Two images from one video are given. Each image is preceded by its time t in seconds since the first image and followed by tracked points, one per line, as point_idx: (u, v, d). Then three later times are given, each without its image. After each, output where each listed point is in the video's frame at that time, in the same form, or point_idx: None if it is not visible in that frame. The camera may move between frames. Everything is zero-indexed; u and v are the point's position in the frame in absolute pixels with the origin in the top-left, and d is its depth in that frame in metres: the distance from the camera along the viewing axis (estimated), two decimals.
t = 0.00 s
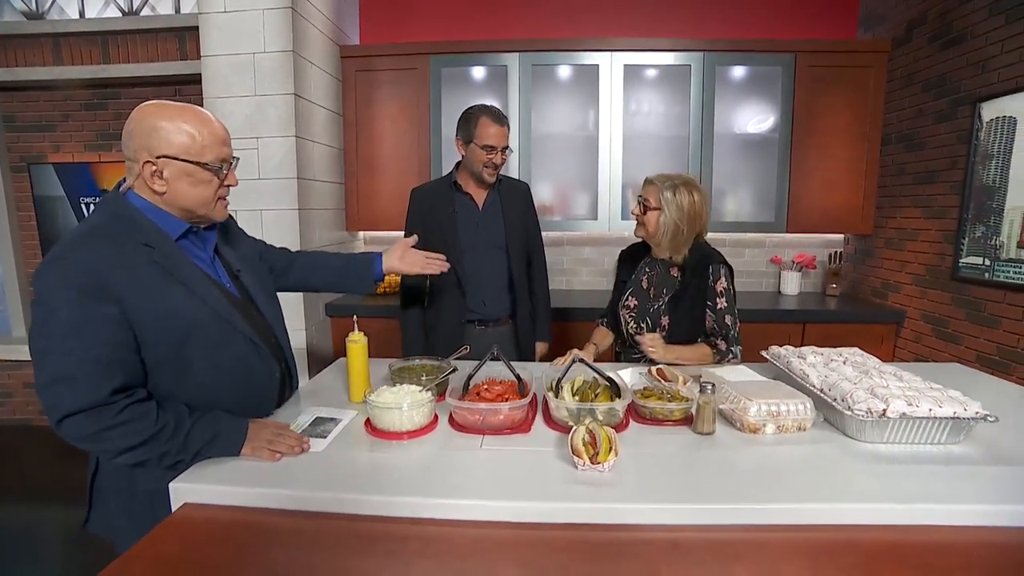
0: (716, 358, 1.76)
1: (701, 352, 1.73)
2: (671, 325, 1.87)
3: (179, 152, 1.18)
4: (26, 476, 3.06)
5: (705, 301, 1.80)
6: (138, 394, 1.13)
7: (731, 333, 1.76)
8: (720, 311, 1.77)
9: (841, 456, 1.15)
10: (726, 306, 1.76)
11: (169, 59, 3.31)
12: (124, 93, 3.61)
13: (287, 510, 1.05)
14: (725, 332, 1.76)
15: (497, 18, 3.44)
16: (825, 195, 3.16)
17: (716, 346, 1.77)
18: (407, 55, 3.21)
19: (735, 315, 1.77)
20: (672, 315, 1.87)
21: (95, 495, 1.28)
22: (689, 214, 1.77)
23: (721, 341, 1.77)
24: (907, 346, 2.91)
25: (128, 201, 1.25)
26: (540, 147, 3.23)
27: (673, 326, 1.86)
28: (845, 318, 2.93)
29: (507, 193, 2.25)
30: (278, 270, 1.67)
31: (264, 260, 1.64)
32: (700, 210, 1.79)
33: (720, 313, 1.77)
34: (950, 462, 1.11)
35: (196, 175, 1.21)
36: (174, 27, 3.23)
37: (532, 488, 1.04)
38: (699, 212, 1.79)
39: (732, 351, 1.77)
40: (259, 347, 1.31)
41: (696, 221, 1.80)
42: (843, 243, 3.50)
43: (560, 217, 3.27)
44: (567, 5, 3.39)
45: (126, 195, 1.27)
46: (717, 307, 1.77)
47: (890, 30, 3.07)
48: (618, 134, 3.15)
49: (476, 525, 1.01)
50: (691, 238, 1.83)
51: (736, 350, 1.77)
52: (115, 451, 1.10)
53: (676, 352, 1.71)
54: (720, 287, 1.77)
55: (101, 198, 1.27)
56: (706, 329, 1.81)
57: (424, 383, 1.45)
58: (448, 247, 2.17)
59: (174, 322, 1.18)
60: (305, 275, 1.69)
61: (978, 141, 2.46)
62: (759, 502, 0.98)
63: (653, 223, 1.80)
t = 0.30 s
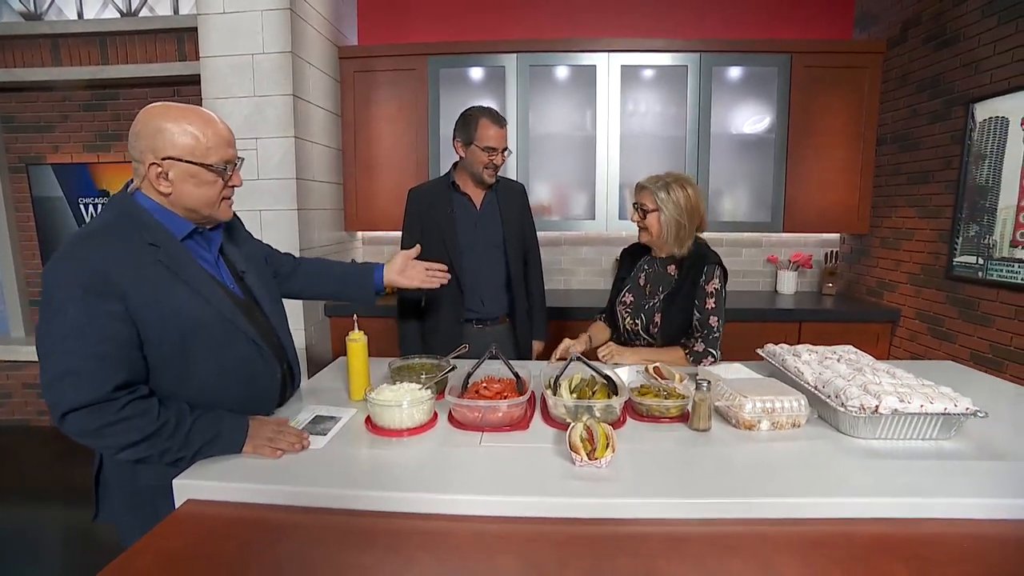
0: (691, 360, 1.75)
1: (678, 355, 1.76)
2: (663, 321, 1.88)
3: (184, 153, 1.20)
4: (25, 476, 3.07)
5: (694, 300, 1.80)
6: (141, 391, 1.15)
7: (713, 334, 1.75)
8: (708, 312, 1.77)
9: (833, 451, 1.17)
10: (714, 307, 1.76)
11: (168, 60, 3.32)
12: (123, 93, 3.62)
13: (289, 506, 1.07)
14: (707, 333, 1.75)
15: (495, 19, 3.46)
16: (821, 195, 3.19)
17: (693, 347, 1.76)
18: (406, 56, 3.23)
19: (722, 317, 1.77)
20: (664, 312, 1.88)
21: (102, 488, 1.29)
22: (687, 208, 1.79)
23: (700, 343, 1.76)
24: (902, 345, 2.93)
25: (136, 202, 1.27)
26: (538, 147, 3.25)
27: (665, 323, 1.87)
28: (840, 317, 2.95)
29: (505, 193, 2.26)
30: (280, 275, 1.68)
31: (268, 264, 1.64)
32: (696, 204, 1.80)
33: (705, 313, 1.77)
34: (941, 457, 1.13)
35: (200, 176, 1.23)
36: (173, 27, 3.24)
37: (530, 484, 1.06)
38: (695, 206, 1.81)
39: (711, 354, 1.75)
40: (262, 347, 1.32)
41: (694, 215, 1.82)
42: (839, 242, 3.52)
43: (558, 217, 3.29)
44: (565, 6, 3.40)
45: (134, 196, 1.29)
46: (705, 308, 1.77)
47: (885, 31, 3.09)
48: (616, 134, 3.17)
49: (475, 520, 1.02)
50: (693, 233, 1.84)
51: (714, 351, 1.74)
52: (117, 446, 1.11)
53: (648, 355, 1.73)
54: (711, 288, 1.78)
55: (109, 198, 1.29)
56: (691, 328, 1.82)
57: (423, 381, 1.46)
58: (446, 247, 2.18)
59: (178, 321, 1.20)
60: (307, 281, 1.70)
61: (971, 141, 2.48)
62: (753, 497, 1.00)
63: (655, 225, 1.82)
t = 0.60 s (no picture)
0: (693, 359, 1.76)
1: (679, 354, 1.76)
2: (661, 320, 1.89)
3: (197, 152, 1.20)
4: (21, 475, 3.06)
5: (694, 300, 1.81)
6: (146, 384, 1.15)
7: (714, 334, 1.75)
8: (708, 311, 1.77)
9: (831, 450, 1.17)
10: (715, 307, 1.76)
11: (166, 58, 3.31)
12: (120, 91, 3.61)
13: (290, 502, 1.07)
14: (709, 332, 1.75)
15: (494, 18, 3.46)
16: (819, 195, 3.20)
17: (695, 346, 1.76)
18: (405, 54, 3.23)
19: (724, 317, 1.76)
20: (662, 311, 1.89)
21: (98, 479, 1.29)
22: (680, 208, 1.79)
23: (702, 341, 1.76)
24: (899, 344, 2.94)
25: (152, 197, 1.27)
26: (536, 146, 3.25)
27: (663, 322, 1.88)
28: (837, 317, 2.97)
29: (500, 194, 2.28)
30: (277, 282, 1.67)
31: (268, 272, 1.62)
32: (688, 202, 1.80)
33: (706, 313, 1.77)
34: (936, 456, 1.14)
35: (212, 173, 1.23)
36: (171, 25, 3.24)
37: (529, 481, 1.07)
38: (688, 204, 1.81)
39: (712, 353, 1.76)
40: (268, 347, 1.32)
41: (688, 212, 1.82)
42: (836, 243, 3.53)
43: (556, 216, 3.29)
44: (564, 5, 3.40)
45: (149, 191, 1.29)
46: (706, 307, 1.77)
47: (883, 31, 3.10)
48: (614, 133, 3.17)
49: (474, 517, 1.03)
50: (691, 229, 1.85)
51: (715, 350, 1.75)
52: (119, 439, 1.12)
53: (646, 353, 1.72)
54: (712, 287, 1.77)
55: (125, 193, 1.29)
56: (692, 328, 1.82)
57: (422, 379, 1.46)
58: (442, 244, 2.18)
59: (186, 317, 1.20)
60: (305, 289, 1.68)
61: (968, 142, 2.49)
62: (751, 494, 1.01)
63: (651, 230, 1.83)
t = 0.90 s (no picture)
0: (689, 360, 1.74)
1: (677, 355, 1.74)
2: (655, 320, 1.88)
3: (210, 150, 1.18)
4: (18, 473, 3.06)
5: (688, 300, 1.79)
6: (148, 378, 1.12)
7: (711, 334, 1.73)
8: (702, 311, 1.75)
9: (829, 450, 1.17)
10: (710, 307, 1.74)
11: (164, 56, 3.30)
12: (118, 89, 3.60)
13: (287, 503, 1.07)
14: (706, 332, 1.73)
15: (493, 17, 3.45)
16: (818, 195, 3.20)
17: (691, 347, 1.74)
18: (403, 53, 3.22)
19: (720, 316, 1.74)
20: (656, 311, 1.89)
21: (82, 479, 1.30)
22: (671, 209, 1.79)
23: (698, 342, 1.74)
24: (897, 344, 2.94)
25: (161, 194, 1.25)
26: (535, 145, 3.25)
27: (657, 321, 1.87)
28: (836, 316, 2.97)
29: (492, 193, 2.29)
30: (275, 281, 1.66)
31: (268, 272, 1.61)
32: (681, 204, 1.80)
33: (701, 312, 1.75)
34: (935, 456, 1.14)
35: (223, 172, 1.21)
36: (168, 23, 3.23)
37: (527, 481, 1.06)
38: (680, 206, 1.80)
39: (710, 352, 1.74)
40: (268, 345, 1.31)
41: (679, 215, 1.81)
42: (835, 242, 3.53)
43: (555, 215, 3.29)
44: (562, 4, 3.40)
45: (159, 188, 1.27)
46: (699, 307, 1.75)
47: (882, 31, 3.10)
48: (613, 133, 3.17)
49: (471, 518, 1.02)
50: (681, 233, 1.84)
51: (714, 350, 1.73)
52: (117, 433, 1.08)
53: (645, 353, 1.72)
54: (705, 287, 1.76)
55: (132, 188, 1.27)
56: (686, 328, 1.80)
57: (420, 379, 1.46)
58: (445, 238, 2.13)
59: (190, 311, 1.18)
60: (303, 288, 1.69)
61: (967, 142, 2.49)
62: (749, 495, 1.00)
63: (637, 225, 1.85)
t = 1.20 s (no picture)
0: (673, 358, 1.72)
1: (660, 352, 1.72)
2: (641, 319, 1.87)
3: (202, 152, 1.17)
4: (22, 474, 3.06)
5: (670, 300, 1.76)
6: (143, 383, 1.12)
7: (694, 334, 1.69)
8: (684, 310, 1.71)
9: (833, 453, 1.16)
10: (691, 306, 1.70)
11: (165, 57, 3.30)
12: (120, 90, 3.60)
13: (286, 508, 1.06)
14: (688, 332, 1.69)
15: (494, 16, 3.44)
16: (821, 193, 3.17)
17: (674, 345, 1.72)
18: (404, 53, 3.21)
19: (703, 314, 1.69)
20: (641, 310, 1.87)
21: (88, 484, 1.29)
22: (662, 213, 1.76)
23: (680, 340, 1.71)
24: (902, 344, 2.92)
25: (153, 198, 1.23)
26: (537, 145, 3.23)
27: (643, 321, 1.86)
28: (840, 316, 2.95)
29: (485, 193, 2.29)
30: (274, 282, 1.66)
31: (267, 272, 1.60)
32: (675, 211, 1.77)
33: (683, 312, 1.71)
34: (941, 459, 1.12)
35: (218, 173, 1.20)
36: (169, 24, 3.23)
37: (528, 486, 1.05)
38: (673, 213, 1.77)
39: (695, 351, 1.70)
40: (264, 347, 1.30)
41: (668, 220, 1.78)
42: (839, 241, 3.51)
43: (557, 215, 3.28)
44: (564, 3, 3.39)
45: (150, 191, 1.25)
46: (681, 305, 1.71)
47: (886, 28, 3.07)
48: (615, 132, 3.15)
49: (470, 523, 1.02)
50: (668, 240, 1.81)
51: (698, 349, 1.69)
52: (113, 438, 1.08)
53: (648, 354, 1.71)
54: (685, 286, 1.71)
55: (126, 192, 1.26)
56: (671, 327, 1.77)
57: (420, 381, 1.45)
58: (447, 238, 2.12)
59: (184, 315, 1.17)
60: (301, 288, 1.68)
61: (972, 139, 2.47)
62: (753, 500, 0.99)
63: (625, 213, 1.85)
